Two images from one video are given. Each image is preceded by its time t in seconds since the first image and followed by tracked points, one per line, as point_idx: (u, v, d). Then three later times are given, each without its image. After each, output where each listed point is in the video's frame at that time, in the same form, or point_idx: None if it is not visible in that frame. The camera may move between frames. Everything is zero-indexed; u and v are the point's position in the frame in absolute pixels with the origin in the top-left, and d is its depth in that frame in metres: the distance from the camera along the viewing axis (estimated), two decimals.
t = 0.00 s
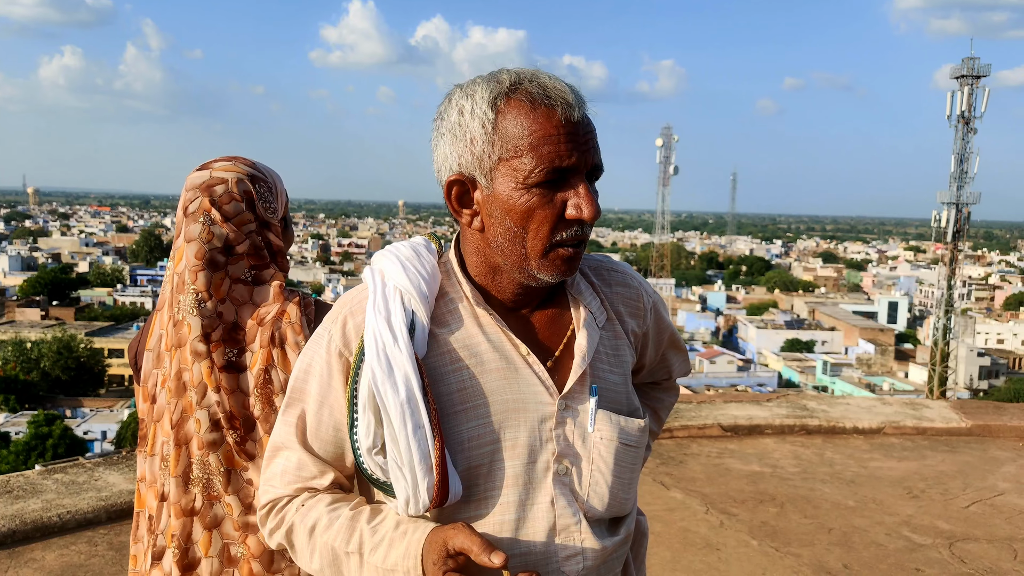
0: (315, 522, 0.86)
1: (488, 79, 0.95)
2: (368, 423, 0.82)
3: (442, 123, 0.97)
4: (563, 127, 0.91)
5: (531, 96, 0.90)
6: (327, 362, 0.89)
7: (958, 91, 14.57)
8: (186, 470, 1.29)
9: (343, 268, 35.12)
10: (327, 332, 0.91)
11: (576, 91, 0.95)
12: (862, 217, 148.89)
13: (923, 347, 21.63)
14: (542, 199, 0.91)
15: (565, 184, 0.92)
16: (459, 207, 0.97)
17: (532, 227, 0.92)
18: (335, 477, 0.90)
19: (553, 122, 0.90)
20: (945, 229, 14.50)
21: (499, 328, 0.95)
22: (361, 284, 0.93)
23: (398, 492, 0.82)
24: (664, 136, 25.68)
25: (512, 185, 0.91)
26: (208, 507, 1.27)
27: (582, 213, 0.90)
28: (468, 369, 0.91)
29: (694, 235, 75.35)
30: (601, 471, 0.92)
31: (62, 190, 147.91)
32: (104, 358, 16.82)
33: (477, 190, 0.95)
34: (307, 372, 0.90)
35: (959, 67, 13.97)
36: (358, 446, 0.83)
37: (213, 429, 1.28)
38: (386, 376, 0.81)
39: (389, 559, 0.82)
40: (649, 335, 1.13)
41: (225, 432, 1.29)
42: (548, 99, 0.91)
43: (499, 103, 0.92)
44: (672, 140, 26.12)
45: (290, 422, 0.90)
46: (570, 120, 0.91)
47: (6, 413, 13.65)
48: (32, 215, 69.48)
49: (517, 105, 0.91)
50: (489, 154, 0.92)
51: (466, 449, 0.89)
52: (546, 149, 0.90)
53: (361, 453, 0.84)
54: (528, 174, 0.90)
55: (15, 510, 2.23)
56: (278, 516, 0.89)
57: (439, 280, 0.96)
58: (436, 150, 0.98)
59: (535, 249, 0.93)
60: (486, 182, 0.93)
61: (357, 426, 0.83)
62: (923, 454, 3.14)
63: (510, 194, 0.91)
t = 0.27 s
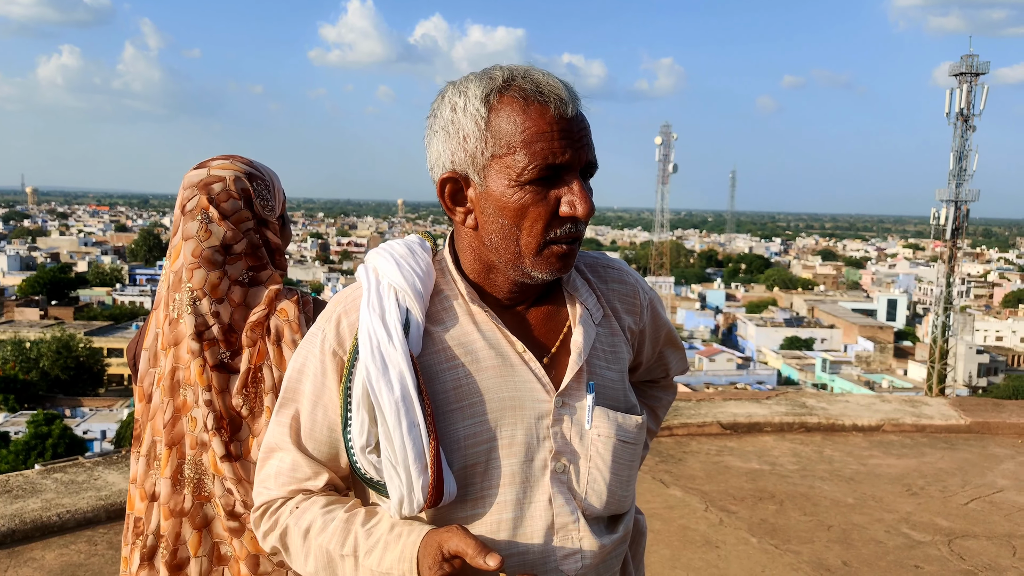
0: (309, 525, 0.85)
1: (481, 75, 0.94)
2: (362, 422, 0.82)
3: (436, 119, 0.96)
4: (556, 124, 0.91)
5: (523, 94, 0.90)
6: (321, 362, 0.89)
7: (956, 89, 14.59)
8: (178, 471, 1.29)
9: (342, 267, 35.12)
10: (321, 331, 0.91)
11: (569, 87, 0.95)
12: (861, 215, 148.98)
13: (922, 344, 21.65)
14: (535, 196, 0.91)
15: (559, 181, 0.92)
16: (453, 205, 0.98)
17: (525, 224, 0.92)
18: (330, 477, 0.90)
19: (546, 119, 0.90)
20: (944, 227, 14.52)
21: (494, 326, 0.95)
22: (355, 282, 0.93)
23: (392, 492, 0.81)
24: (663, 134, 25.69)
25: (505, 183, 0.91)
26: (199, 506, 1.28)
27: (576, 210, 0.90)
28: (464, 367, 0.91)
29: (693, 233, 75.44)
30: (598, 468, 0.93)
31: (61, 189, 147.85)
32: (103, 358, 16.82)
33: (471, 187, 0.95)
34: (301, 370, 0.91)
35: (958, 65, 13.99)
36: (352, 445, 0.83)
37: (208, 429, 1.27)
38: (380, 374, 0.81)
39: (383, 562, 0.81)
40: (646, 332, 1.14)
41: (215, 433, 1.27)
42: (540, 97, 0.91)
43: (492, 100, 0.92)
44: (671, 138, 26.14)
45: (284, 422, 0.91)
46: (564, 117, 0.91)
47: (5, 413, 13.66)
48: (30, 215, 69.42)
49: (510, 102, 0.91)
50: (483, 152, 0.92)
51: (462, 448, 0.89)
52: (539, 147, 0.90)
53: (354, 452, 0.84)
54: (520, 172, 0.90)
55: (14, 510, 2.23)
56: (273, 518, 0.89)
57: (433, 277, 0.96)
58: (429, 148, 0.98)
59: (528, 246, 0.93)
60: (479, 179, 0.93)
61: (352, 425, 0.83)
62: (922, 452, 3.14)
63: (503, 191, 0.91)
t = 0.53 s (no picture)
0: (307, 527, 0.85)
1: (477, 75, 0.94)
2: (359, 422, 0.82)
3: (433, 119, 0.96)
4: (553, 123, 0.90)
5: (520, 92, 0.90)
6: (320, 365, 0.89)
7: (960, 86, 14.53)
8: (176, 474, 1.30)
9: (345, 266, 35.15)
10: (319, 333, 0.90)
11: (566, 86, 0.95)
12: (865, 213, 148.60)
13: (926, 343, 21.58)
14: (532, 196, 0.90)
15: (556, 181, 0.91)
16: (450, 204, 0.97)
17: (523, 223, 0.91)
18: (328, 479, 0.90)
19: (544, 117, 0.90)
20: (948, 225, 14.46)
21: (492, 326, 0.94)
22: (353, 282, 0.93)
23: (388, 494, 0.81)
24: (666, 133, 25.65)
25: (501, 182, 0.91)
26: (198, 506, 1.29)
27: (574, 209, 0.90)
28: (462, 367, 0.91)
29: (696, 232, 75.33)
30: (598, 471, 0.92)
31: (65, 190, 148.29)
32: (108, 358, 16.86)
33: (468, 186, 0.95)
34: (300, 371, 0.91)
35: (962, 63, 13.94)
36: (347, 446, 0.83)
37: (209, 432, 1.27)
38: (377, 375, 0.80)
39: (378, 566, 0.81)
40: (647, 332, 1.13)
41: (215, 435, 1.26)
42: (538, 96, 0.91)
43: (489, 99, 0.91)
44: (674, 137, 26.09)
45: (282, 423, 0.91)
46: (561, 116, 0.91)
47: (10, 414, 13.69)
48: (35, 216, 69.62)
49: (507, 100, 0.91)
50: (480, 151, 0.92)
51: (460, 450, 0.89)
52: (537, 146, 0.90)
53: (350, 453, 0.83)
54: (518, 170, 0.90)
55: (20, 509, 2.23)
56: (271, 520, 0.89)
57: (430, 277, 0.95)
58: (427, 148, 0.98)
59: (526, 247, 0.92)
60: (476, 178, 0.93)
61: (348, 425, 0.83)
62: (927, 451, 3.13)
63: (501, 190, 0.91)
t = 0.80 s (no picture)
0: (308, 531, 0.86)
1: (484, 70, 0.94)
2: (363, 419, 0.83)
3: (439, 115, 0.97)
4: (560, 121, 0.91)
5: (526, 90, 0.90)
6: (327, 365, 0.90)
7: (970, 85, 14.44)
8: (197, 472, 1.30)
9: (352, 264, 35.21)
10: (324, 332, 0.91)
11: (573, 83, 0.95)
12: (873, 212, 147.89)
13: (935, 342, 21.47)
14: (539, 195, 0.91)
15: (563, 180, 0.92)
16: (456, 203, 0.98)
17: (529, 223, 0.92)
18: (331, 478, 0.91)
19: (550, 115, 0.90)
20: (958, 224, 14.38)
21: (500, 325, 0.95)
22: (359, 277, 0.94)
23: (391, 493, 0.81)
24: (674, 131, 25.59)
25: (508, 182, 0.91)
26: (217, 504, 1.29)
27: (580, 209, 0.90)
28: (468, 366, 0.92)
29: (703, 230, 75.17)
30: (603, 471, 0.93)
31: (74, 187, 149.12)
32: (116, 355, 16.93)
33: (473, 185, 0.95)
34: (305, 371, 0.91)
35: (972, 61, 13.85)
36: (352, 445, 0.83)
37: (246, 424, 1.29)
38: (384, 373, 0.81)
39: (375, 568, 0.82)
40: (654, 330, 1.14)
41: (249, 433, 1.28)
42: (544, 92, 0.91)
43: (495, 97, 0.92)
44: (681, 135, 26.02)
45: (289, 420, 0.91)
46: (567, 113, 0.91)
47: (19, 410, 13.77)
48: (44, 212, 69.93)
49: (513, 99, 0.91)
50: (485, 149, 0.92)
51: (465, 449, 0.89)
52: (541, 146, 0.90)
53: (352, 450, 0.84)
54: (523, 169, 0.90)
55: (29, 504, 2.25)
56: (274, 521, 0.90)
57: (437, 273, 0.96)
58: (433, 145, 0.98)
59: (533, 246, 0.93)
60: (482, 177, 0.93)
61: (352, 422, 0.83)
62: (936, 450, 3.12)
63: (506, 188, 0.91)
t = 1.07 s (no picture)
0: (390, 563, 0.83)
1: (478, 68, 0.95)
2: (385, 412, 0.84)
3: (436, 115, 0.98)
4: (554, 120, 0.91)
5: (519, 89, 0.91)
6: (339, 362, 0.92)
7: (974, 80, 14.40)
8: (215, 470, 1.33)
9: (355, 262, 35.27)
10: (340, 327, 0.92)
11: (571, 79, 0.96)
12: (877, 208, 147.54)
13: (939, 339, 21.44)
14: (534, 195, 0.92)
15: (559, 179, 0.93)
16: (455, 202, 1.00)
17: (525, 224, 0.94)
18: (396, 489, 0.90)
19: (542, 115, 0.91)
20: (961, 220, 14.36)
21: (509, 319, 0.96)
22: (369, 272, 0.95)
23: (418, 484, 0.81)
24: (677, 128, 25.57)
25: (504, 182, 0.93)
26: (240, 498, 1.32)
27: (575, 209, 0.92)
28: (479, 358, 0.94)
29: (706, 227, 75.10)
30: (618, 462, 0.94)
31: (78, 184, 149.47)
32: (121, 352, 16.99)
33: (471, 184, 0.97)
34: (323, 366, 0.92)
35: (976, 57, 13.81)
36: (373, 439, 0.84)
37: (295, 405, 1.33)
38: (403, 364, 0.83)
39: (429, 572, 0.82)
40: (664, 321, 1.15)
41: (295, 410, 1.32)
42: (538, 92, 0.92)
43: (488, 96, 0.93)
44: (684, 132, 26.00)
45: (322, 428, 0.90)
46: (561, 111, 0.92)
47: (24, 408, 13.84)
48: (49, 211, 70.10)
49: (505, 100, 0.92)
50: (481, 150, 0.93)
51: (479, 443, 0.91)
52: (532, 147, 0.91)
53: (374, 443, 0.84)
54: (515, 171, 0.92)
55: (34, 501, 2.28)
56: (338, 558, 0.85)
57: (447, 267, 0.97)
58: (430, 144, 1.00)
59: (530, 245, 0.94)
60: (479, 178, 0.95)
61: (372, 414, 0.84)
62: (938, 446, 3.14)
63: (501, 190, 0.93)
